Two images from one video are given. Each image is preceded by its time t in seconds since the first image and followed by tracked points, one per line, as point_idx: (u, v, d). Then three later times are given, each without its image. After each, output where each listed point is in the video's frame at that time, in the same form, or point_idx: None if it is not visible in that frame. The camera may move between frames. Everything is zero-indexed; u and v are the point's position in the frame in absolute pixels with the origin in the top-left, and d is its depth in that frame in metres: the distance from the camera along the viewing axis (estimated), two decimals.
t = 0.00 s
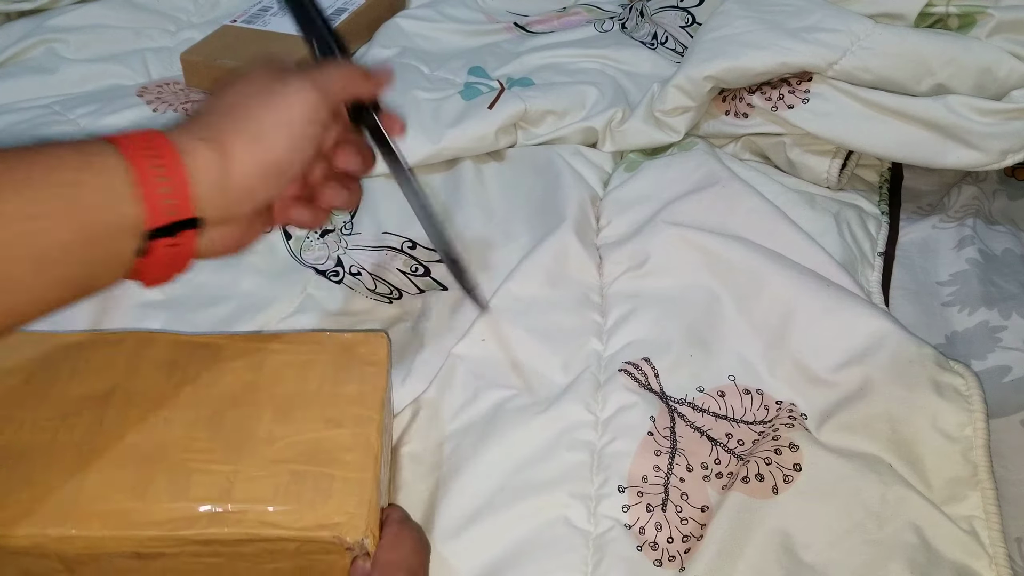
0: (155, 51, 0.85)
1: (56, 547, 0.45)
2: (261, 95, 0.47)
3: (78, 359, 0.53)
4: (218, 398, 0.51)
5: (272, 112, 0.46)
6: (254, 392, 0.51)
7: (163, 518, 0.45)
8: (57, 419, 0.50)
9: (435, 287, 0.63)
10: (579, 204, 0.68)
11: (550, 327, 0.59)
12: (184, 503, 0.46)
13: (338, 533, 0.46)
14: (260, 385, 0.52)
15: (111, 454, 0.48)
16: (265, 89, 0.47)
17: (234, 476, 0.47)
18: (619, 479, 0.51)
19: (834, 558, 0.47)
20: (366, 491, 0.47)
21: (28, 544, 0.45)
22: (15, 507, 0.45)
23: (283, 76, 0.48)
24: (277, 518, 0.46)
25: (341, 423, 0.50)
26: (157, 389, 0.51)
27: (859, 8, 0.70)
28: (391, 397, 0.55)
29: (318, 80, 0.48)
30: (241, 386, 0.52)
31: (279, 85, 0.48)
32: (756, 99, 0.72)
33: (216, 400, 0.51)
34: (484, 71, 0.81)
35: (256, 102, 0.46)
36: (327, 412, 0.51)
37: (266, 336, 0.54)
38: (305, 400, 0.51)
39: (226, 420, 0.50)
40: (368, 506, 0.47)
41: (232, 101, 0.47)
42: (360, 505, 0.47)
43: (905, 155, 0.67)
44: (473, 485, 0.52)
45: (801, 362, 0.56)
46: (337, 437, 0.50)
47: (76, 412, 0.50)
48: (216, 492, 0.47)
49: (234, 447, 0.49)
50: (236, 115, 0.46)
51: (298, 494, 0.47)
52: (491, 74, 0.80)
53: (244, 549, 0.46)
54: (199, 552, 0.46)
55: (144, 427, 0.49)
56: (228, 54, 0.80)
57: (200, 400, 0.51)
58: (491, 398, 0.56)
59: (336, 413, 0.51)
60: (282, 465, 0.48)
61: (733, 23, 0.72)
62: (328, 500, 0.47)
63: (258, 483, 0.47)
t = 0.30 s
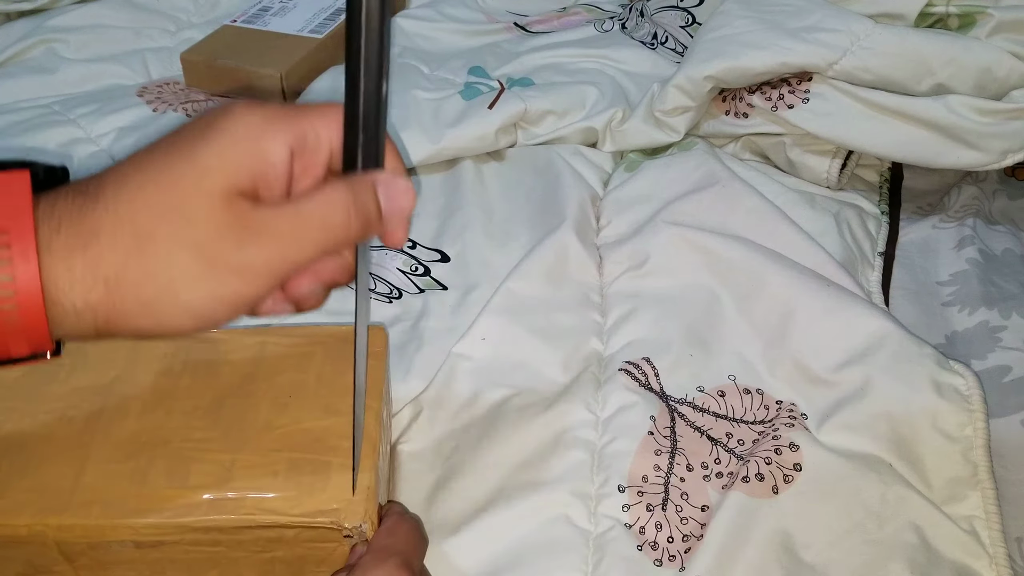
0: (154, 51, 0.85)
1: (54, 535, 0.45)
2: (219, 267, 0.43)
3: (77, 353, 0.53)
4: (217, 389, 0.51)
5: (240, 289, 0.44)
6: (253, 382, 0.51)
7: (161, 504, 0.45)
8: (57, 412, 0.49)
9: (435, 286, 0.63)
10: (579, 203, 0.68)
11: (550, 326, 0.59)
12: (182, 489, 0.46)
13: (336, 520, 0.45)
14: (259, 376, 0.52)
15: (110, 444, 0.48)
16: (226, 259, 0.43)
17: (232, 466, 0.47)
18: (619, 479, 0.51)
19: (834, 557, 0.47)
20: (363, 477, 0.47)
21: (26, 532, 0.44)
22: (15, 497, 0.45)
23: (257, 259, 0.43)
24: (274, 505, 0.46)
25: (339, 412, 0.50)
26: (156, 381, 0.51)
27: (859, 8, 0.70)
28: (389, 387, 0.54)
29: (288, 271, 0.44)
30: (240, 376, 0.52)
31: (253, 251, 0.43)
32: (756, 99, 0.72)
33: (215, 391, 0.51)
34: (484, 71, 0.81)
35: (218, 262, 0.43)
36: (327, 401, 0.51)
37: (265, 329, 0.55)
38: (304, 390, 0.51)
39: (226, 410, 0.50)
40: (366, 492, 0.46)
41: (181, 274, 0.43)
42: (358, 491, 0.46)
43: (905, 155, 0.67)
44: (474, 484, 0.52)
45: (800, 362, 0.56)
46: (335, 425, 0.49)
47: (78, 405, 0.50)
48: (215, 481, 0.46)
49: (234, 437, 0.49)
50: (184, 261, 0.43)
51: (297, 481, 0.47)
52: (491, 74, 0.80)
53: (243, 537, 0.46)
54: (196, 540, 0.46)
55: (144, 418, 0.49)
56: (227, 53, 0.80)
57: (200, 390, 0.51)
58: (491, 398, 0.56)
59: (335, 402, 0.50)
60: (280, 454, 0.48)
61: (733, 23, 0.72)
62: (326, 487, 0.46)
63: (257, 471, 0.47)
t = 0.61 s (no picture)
0: (155, 51, 0.85)
1: (52, 543, 0.45)
2: (225, 309, 0.46)
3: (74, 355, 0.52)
4: (215, 393, 0.51)
5: (240, 329, 0.47)
6: (251, 386, 0.51)
7: (157, 512, 0.45)
8: (53, 416, 0.49)
9: (435, 285, 0.63)
10: (579, 203, 0.68)
11: (550, 326, 0.59)
12: (178, 497, 0.46)
13: (334, 527, 0.46)
14: (257, 379, 0.52)
15: (106, 450, 0.48)
16: (233, 304, 0.46)
17: (230, 470, 0.47)
18: (619, 479, 0.51)
19: (833, 557, 0.47)
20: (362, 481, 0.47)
21: (24, 540, 0.45)
22: (12, 504, 0.46)
23: (264, 307, 0.46)
24: (271, 512, 0.46)
25: (338, 417, 0.50)
26: (153, 384, 0.51)
27: (859, 8, 0.70)
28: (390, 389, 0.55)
29: (292, 320, 0.47)
30: (238, 380, 0.52)
31: (260, 299, 0.46)
32: (756, 99, 0.72)
33: (213, 394, 0.51)
34: (484, 71, 0.81)
35: (223, 304, 0.46)
36: (325, 406, 0.51)
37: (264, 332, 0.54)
38: (302, 394, 0.51)
39: (223, 413, 0.50)
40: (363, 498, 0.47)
41: (187, 313, 0.47)
42: (356, 497, 0.47)
43: (906, 155, 0.67)
44: (474, 483, 0.52)
45: (800, 362, 0.56)
46: (333, 430, 0.50)
47: (75, 408, 0.50)
48: (212, 487, 0.46)
49: (232, 441, 0.49)
50: (190, 300, 0.46)
51: (294, 487, 0.47)
52: (491, 74, 0.80)
53: (240, 543, 0.47)
54: (192, 547, 0.46)
55: (141, 422, 0.49)
56: (227, 53, 0.80)
57: (197, 394, 0.51)
58: (491, 398, 0.56)
59: (333, 407, 0.51)
60: (277, 459, 0.48)
61: (733, 23, 0.72)
62: (323, 493, 0.47)
63: (254, 476, 0.47)
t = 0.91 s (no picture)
0: (154, 51, 0.85)
1: (53, 550, 0.46)
2: (286, 343, 0.46)
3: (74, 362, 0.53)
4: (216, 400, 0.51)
5: (294, 364, 0.47)
6: (251, 392, 0.52)
7: (159, 521, 0.46)
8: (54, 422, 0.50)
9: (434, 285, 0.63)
10: (579, 203, 0.68)
11: (550, 326, 0.59)
12: (179, 506, 0.46)
13: (335, 536, 0.46)
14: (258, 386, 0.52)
15: (107, 457, 0.48)
16: (294, 340, 0.46)
17: (232, 478, 0.48)
18: (619, 479, 0.51)
19: (833, 557, 0.47)
20: (363, 491, 0.48)
21: (25, 548, 0.45)
22: (14, 511, 0.46)
23: (325, 349, 0.46)
24: (272, 521, 0.46)
25: (340, 425, 0.51)
26: (155, 392, 0.52)
27: (859, 8, 0.70)
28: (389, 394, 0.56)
29: (346, 361, 0.47)
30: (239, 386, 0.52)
31: (319, 342, 0.46)
32: (756, 99, 0.72)
33: (214, 401, 0.51)
34: (484, 71, 0.81)
35: (283, 340, 0.46)
36: (326, 413, 0.51)
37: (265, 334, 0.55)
38: (303, 400, 0.52)
39: (224, 421, 0.50)
40: (365, 508, 0.47)
41: (247, 339, 0.46)
42: (357, 506, 0.47)
43: (906, 155, 0.67)
44: (474, 483, 0.52)
45: (800, 361, 0.56)
46: (335, 438, 0.50)
47: (75, 415, 0.50)
48: (214, 495, 0.47)
49: (233, 449, 0.49)
50: (252, 328, 0.45)
51: (295, 495, 0.47)
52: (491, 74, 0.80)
53: (242, 552, 0.47)
54: (191, 555, 0.47)
55: (142, 429, 0.50)
56: (227, 53, 0.80)
57: (198, 401, 0.51)
58: (492, 398, 0.56)
59: (335, 415, 0.51)
60: (278, 467, 0.48)
61: (733, 23, 0.72)
62: (324, 502, 0.47)
63: (256, 485, 0.48)
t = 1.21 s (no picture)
0: (153, 50, 0.85)
1: (53, 547, 0.45)
2: (359, 365, 0.44)
3: (76, 362, 0.53)
4: (216, 399, 0.51)
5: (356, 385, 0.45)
6: (251, 391, 0.52)
7: (159, 517, 0.46)
8: (54, 420, 0.50)
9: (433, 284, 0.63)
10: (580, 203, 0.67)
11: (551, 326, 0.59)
12: (179, 502, 0.47)
13: (335, 533, 0.46)
14: (258, 384, 0.52)
15: (108, 456, 0.48)
16: (367, 365, 0.44)
17: (232, 476, 0.48)
18: (619, 481, 0.51)
19: (835, 559, 0.46)
20: (363, 489, 0.48)
21: (24, 544, 0.45)
22: (14, 508, 0.46)
23: (392, 378, 0.44)
24: (273, 518, 0.46)
25: (339, 423, 0.51)
26: (155, 391, 0.52)
27: (861, 7, 0.70)
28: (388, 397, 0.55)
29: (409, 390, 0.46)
30: (239, 385, 0.52)
31: (389, 372, 0.44)
32: (757, 99, 0.72)
33: (214, 401, 0.51)
34: (484, 70, 0.80)
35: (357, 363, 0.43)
36: (326, 411, 0.51)
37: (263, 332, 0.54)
38: (303, 398, 0.52)
39: (223, 420, 0.50)
40: (365, 507, 0.47)
41: (321, 352, 0.43)
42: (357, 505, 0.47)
43: (908, 154, 0.66)
44: (473, 483, 0.52)
45: (801, 362, 0.56)
46: (334, 436, 0.50)
47: (76, 413, 0.51)
48: (214, 493, 0.47)
49: (233, 448, 0.49)
50: (329, 344, 0.43)
51: (295, 493, 0.47)
52: (491, 73, 0.80)
53: (243, 549, 0.46)
54: (191, 552, 0.46)
55: (143, 428, 0.50)
56: (226, 52, 0.79)
57: (199, 400, 0.51)
58: (491, 399, 0.55)
59: (334, 413, 0.51)
60: (278, 466, 0.48)
61: (734, 22, 0.71)
62: (325, 501, 0.47)
63: (256, 482, 0.48)
